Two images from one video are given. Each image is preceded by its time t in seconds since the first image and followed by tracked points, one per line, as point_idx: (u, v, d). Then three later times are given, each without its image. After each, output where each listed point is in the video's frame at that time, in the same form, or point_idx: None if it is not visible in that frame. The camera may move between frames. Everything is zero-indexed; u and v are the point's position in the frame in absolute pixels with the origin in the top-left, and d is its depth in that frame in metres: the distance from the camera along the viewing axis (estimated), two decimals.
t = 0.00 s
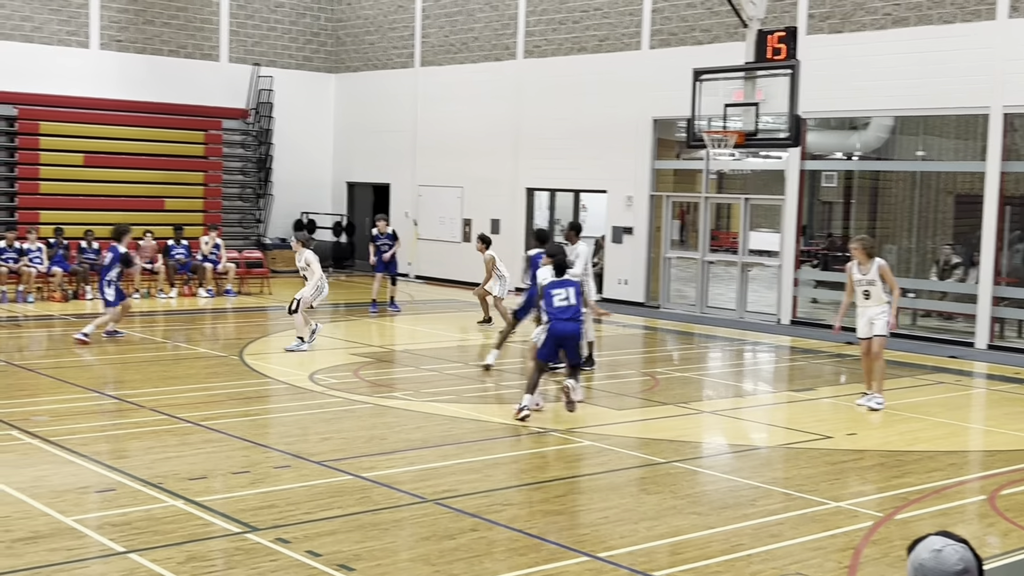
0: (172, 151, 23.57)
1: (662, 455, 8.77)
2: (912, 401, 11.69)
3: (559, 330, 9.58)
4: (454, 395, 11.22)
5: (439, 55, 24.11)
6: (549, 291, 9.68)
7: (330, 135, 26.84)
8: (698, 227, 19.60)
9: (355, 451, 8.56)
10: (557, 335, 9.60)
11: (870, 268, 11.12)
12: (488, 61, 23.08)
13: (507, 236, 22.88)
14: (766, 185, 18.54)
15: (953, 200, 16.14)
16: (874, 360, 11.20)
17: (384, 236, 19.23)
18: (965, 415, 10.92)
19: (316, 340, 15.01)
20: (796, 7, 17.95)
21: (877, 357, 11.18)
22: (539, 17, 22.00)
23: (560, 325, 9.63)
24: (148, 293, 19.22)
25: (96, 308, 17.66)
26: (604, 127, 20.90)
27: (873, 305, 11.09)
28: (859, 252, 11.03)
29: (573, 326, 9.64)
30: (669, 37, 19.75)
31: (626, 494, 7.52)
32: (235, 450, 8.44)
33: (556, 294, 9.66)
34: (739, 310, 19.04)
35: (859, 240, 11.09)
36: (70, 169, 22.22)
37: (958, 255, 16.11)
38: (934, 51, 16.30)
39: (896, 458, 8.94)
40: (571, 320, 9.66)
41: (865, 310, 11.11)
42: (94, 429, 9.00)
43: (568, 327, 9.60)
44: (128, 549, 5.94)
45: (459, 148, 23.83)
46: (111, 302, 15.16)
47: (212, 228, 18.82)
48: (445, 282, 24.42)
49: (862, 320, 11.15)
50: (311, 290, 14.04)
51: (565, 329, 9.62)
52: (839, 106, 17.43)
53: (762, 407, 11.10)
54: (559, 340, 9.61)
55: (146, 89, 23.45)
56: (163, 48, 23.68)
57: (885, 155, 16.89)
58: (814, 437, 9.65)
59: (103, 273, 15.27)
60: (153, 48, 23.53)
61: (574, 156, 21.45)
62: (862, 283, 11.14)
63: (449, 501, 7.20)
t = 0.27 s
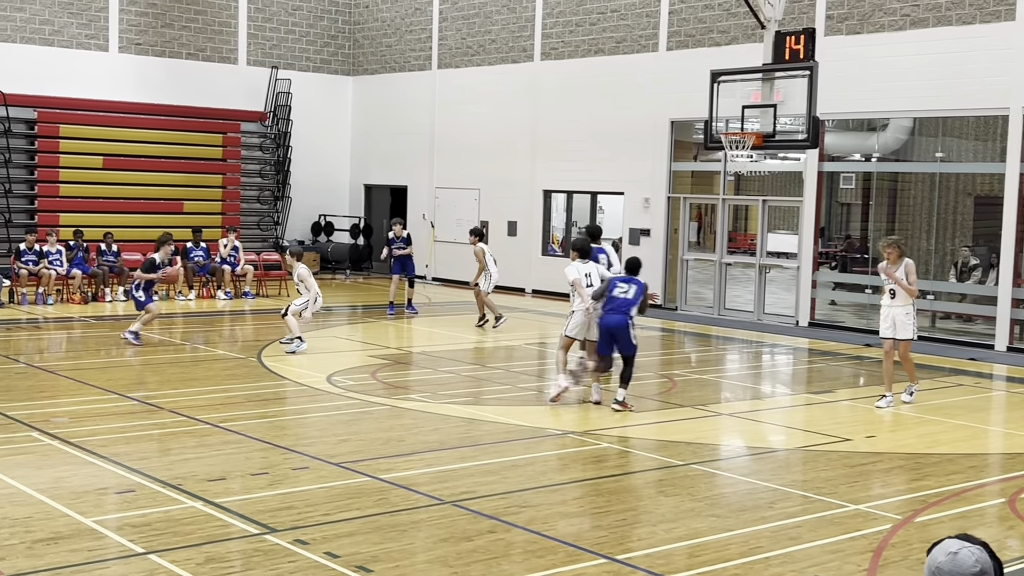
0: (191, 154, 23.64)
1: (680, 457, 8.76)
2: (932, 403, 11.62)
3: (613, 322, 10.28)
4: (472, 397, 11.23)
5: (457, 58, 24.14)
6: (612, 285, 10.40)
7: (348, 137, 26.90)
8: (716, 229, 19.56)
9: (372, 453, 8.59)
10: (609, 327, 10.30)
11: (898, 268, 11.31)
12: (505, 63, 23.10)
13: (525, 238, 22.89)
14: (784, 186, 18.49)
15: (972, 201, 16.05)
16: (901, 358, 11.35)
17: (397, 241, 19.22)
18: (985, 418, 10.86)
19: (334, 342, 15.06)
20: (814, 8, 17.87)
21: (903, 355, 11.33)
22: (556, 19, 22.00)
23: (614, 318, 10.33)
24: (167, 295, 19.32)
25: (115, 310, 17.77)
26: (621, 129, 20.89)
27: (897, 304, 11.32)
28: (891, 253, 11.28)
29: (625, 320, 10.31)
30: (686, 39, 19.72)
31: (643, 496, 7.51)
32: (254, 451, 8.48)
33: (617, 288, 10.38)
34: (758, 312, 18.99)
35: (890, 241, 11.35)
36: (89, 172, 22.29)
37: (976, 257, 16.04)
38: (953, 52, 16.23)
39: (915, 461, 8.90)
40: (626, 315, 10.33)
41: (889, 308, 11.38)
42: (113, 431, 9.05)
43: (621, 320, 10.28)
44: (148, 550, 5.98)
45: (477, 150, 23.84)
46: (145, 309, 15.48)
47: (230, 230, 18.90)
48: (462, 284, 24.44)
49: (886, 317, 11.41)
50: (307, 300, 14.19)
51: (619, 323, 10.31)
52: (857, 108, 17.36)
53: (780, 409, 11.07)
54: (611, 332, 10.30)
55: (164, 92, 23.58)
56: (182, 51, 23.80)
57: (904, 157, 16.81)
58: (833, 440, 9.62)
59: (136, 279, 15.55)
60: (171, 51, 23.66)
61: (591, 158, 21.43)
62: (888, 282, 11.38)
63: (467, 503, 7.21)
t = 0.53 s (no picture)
0: (206, 157, 23.69)
1: (694, 460, 8.74)
2: (948, 406, 11.56)
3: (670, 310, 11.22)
4: (486, 399, 11.23)
5: (471, 60, 24.16)
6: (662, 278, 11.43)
7: (362, 140, 26.94)
8: (731, 230, 19.52)
9: (386, 455, 8.60)
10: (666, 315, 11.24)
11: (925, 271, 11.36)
12: (519, 65, 23.11)
13: (539, 240, 22.88)
14: (799, 188, 18.42)
15: (989, 203, 15.96)
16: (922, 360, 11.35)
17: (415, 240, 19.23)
18: (1002, 421, 10.80)
19: (348, 344, 15.09)
20: (829, 10, 17.80)
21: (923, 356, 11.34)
22: (570, 21, 21.98)
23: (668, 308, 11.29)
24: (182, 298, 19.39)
25: (131, 313, 17.84)
26: (635, 131, 20.86)
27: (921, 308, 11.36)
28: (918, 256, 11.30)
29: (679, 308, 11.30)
30: (700, 41, 19.68)
31: (657, 499, 7.49)
32: (268, 453, 8.50)
33: (666, 281, 11.40)
34: (772, 314, 18.91)
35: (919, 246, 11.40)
36: (104, 175, 22.39)
37: (991, 258, 15.94)
38: (969, 52, 16.14)
39: (931, 464, 8.86)
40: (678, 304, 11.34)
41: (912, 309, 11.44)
42: (128, 433, 9.09)
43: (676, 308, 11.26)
44: (162, 552, 6.00)
45: (491, 152, 23.85)
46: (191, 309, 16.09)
47: (245, 233, 18.97)
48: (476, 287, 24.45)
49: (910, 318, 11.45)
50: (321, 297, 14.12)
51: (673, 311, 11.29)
52: (872, 109, 17.29)
53: (795, 411, 11.03)
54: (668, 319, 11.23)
55: (179, 95, 23.69)
56: (197, 54, 23.90)
57: (919, 158, 16.73)
58: (848, 442, 9.57)
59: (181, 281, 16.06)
60: (187, 54, 23.76)
61: (605, 160, 21.41)
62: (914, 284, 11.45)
63: (481, 505, 7.21)
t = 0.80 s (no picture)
0: (218, 159, 23.78)
1: (705, 462, 8.71)
2: (961, 407, 11.50)
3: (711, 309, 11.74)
4: (497, 400, 11.23)
5: (482, 62, 24.17)
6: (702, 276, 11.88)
7: (373, 142, 26.97)
8: (742, 231, 19.49)
9: (397, 457, 8.60)
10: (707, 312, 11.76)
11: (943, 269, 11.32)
12: (530, 67, 23.10)
13: (550, 241, 22.87)
14: (811, 189, 18.38)
15: (1001, 204, 15.90)
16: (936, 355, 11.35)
17: (431, 239, 19.26)
18: (1015, 422, 10.74)
19: (359, 346, 15.10)
20: (841, 10, 17.74)
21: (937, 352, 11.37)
22: (581, 22, 21.96)
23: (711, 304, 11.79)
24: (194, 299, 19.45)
25: (143, 315, 17.90)
26: (646, 132, 20.84)
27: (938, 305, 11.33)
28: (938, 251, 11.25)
29: (721, 305, 11.77)
30: (712, 42, 19.65)
31: (669, 501, 7.48)
32: (280, 455, 8.52)
33: (706, 278, 11.84)
34: (784, 315, 18.86)
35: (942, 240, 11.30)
36: (117, 178, 22.51)
37: (1004, 259, 15.87)
38: (982, 53, 16.07)
39: (944, 465, 8.81)
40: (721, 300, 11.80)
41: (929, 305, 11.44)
42: (140, 435, 9.11)
43: (718, 305, 11.74)
44: (174, 553, 6.01)
45: (502, 154, 23.85)
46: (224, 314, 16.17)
47: (257, 235, 19.01)
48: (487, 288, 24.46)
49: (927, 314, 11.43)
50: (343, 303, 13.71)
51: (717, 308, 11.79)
52: (885, 110, 17.23)
53: (806, 413, 10.99)
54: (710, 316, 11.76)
55: (191, 98, 23.74)
56: (208, 57, 23.96)
57: (932, 159, 16.66)
58: (860, 444, 9.53)
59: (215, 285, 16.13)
60: (198, 57, 23.81)
61: (617, 162, 21.38)
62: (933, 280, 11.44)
63: (492, 507, 7.20)
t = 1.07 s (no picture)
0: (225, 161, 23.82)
1: (714, 463, 8.70)
2: (970, 408, 11.47)
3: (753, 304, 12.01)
4: (504, 402, 11.23)
5: (489, 63, 24.18)
6: (742, 269, 12.13)
7: (380, 143, 26.98)
8: (750, 232, 19.46)
9: (405, 459, 8.60)
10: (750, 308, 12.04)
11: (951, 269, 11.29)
12: (537, 68, 23.11)
13: (557, 242, 22.86)
14: (818, 190, 18.34)
15: (1010, 204, 15.85)
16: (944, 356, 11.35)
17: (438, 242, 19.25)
18: None
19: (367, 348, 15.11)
20: (848, 11, 17.71)
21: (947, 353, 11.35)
22: (588, 24, 21.96)
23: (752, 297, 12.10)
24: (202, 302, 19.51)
25: (151, 317, 17.94)
26: (654, 133, 20.83)
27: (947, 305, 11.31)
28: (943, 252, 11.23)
29: (763, 299, 12.10)
30: (719, 43, 19.63)
31: (677, 502, 7.47)
32: (288, 457, 8.53)
33: (748, 271, 12.09)
34: (792, 316, 18.82)
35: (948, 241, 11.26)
36: (125, 180, 22.57)
37: (1013, 260, 15.83)
38: (991, 53, 16.03)
39: (953, 467, 8.79)
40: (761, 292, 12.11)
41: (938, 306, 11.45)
42: (148, 437, 9.12)
43: (760, 300, 12.04)
44: (182, 555, 6.02)
45: (509, 156, 23.86)
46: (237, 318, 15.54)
47: (265, 237, 19.03)
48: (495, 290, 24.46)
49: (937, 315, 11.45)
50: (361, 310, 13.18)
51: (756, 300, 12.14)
52: (892, 110, 17.19)
53: (815, 414, 10.96)
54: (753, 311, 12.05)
55: (199, 100, 23.79)
56: (216, 59, 24.01)
57: (940, 159, 16.62)
58: (869, 445, 9.51)
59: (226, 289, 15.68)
60: (206, 59, 23.86)
61: (625, 163, 21.35)
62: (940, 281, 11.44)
63: (500, 509, 7.20)
